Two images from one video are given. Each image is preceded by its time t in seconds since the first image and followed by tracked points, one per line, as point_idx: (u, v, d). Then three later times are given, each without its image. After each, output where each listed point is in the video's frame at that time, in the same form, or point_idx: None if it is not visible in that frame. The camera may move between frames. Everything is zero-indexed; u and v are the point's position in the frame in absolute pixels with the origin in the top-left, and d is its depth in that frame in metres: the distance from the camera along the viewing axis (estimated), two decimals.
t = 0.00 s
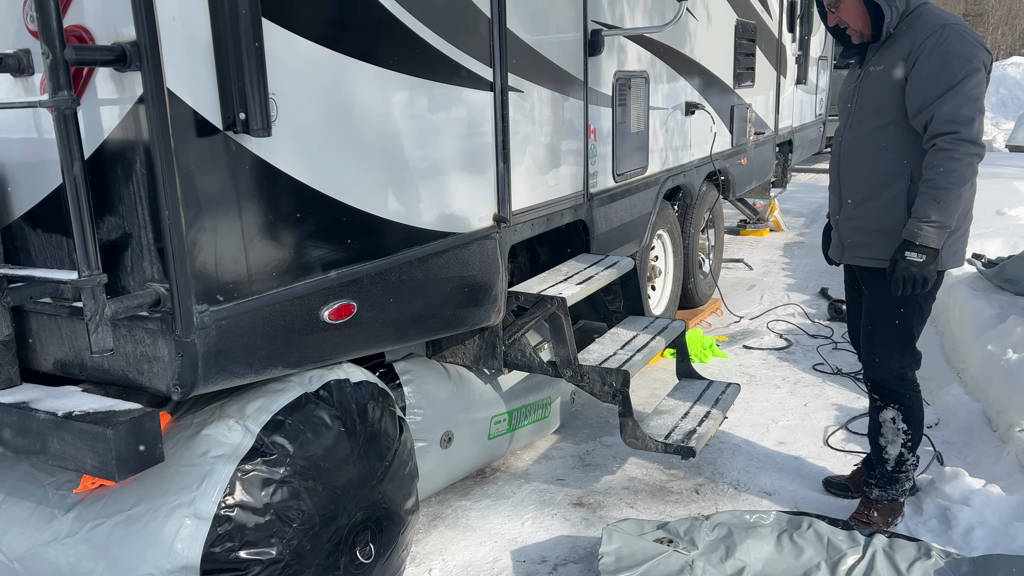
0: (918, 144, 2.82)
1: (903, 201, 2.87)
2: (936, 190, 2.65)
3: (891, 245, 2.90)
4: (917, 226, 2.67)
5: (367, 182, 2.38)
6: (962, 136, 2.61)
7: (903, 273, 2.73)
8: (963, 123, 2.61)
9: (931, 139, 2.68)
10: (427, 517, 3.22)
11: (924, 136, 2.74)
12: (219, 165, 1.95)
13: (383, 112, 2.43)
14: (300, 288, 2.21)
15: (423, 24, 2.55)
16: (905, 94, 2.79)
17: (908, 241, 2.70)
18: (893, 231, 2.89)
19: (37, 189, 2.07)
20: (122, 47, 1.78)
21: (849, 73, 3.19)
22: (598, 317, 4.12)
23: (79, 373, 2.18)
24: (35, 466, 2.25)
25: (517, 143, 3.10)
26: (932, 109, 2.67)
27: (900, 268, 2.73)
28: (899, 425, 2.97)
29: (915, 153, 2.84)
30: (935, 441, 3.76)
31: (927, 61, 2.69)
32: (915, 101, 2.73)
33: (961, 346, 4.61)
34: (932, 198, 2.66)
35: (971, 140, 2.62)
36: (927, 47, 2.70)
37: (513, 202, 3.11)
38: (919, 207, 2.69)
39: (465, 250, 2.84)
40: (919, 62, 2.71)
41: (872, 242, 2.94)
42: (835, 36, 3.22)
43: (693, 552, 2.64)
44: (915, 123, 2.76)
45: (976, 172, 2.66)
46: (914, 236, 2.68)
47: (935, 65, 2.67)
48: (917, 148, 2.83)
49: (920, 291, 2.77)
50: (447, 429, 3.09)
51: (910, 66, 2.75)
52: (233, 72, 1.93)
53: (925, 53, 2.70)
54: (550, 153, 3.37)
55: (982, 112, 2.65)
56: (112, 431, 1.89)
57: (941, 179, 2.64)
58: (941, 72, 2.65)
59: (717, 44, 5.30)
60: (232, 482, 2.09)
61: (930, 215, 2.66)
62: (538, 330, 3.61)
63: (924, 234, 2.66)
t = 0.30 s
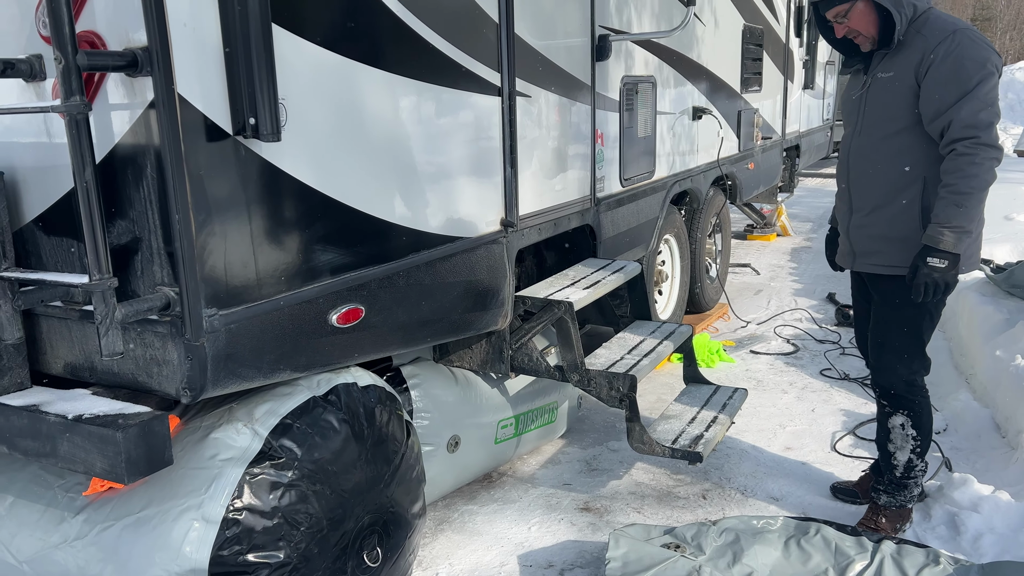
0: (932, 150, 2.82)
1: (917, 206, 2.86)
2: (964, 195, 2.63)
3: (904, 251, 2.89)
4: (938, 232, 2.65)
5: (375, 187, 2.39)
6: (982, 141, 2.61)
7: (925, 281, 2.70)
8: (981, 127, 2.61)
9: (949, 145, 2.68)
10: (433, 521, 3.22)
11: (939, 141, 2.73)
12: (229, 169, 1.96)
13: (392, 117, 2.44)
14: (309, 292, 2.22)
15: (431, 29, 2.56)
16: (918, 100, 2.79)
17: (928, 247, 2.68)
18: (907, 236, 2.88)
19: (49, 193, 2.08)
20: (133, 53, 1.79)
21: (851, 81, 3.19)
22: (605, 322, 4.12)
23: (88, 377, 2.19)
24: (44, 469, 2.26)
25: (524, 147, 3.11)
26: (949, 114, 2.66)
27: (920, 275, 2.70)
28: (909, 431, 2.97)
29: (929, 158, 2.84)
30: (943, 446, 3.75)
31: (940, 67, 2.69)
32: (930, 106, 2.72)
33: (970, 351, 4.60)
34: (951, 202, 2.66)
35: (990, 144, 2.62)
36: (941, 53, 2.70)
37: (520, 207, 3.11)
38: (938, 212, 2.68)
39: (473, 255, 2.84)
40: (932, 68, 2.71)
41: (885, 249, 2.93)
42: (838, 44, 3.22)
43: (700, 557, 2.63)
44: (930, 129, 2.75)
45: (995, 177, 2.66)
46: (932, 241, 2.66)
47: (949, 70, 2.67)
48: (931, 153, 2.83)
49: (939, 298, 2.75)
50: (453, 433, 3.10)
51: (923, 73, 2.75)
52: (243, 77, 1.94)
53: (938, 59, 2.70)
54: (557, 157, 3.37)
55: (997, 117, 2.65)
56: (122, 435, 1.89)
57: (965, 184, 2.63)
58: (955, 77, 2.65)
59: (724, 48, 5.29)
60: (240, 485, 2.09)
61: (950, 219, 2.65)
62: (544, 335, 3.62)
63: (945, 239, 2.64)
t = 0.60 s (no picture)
0: (954, 155, 2.81)
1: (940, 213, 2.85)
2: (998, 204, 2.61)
3: (930, 259, 2.86)
4: (976, 240, 2.62)
5: (381, 191, 2.40)
6: (1013, 147, 2.60)
7: (962, 291, 2.68)
8: (1010, 133, 2.60)
9: (976, 152, 2.67)
10: (439, 525, 3.22)
11: (963, 150, 2.72)
12: (236, 172, 1.97)
13: (399, 121, 2.44)
14: (316, 295, 2.23)
15: (438, 33, 2.57)
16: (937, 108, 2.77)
17: (966, 256, 2.65)
18: (932, 243, 2.86)
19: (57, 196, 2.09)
20: (142, 56, 1.79)
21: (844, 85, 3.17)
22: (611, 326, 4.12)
23: (96, 379, 2.20)
24: (51, 471, 2.27)
25: (531, 151, 3.11)
26: (976, 121, 2.64)
27: (958, 285, 2.68)
28: (912, 437, 2.95)
29: (949, 164, 2.83)
30: (951, 452, 3.74)
31: (961, 74, 2.67)
32: (951, 114, 2.70)
33: (978, 356, 4.58)
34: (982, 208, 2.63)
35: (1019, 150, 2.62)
36: (961, 60, 2.68)
37: (527, 210, 3.12)
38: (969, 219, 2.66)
39: (479, 258, 2.85)
40: (952, 76, 2.69)
41: (907, 258, 2.91)
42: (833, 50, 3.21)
43: (706, 562, 2.62)
44: (952, 137, 2.74)
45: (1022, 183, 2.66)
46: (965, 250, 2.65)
47: (970, 78, 2.65)
48: (951, 159, 2.82)
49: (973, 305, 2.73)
50: (459, 437, 3.10)
51: (941, 80, 2.73)
52: (251, 81, 1.95)
53: (958, 66, 2.68)
54: (563, 161, 3.37)
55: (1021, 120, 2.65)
56: (129, 437, 1.90)
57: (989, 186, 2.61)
58: (977, 84, 2.64)
59: (731, 52, 5.29)
60: (246, 488, 2.10)
61: (980, 225, 2.62)
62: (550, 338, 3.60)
63: (983, 248, 2.61)
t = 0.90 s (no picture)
0: (961, 169, 2.76)
1: (946, 228, 2.79)
2: None
3: (935, 274, 2.81)
4: (1001, 260, 2.58)
5: (386, 195, 2.40)
6: None
7: (992, 312, 2.65)
8: None
9: (991, 167, 2.62)
10: (443, 529, 3.22)
11: (974, 164, 2.67)
12: (242, 175, 1.97)
13: (403, 125, 2.44)
14: (321, 299, 2.23)
15: (444, 38, 2.57)
16: (947, 119, 2.71)
17: (991, 276, 2.62)
18: (938, 259, 2.80)
19: (64, 199, 2.10)
20: (149, 60, 1.80)
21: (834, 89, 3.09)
22: (616, 330, 4.11)
23: (101, 382, 2.20)
24: (57, 473, 2.28)
25: (536, 155, 3.11)
26: (993, 134, 2.59)
27: (988, 306, 2.64)
28: (919, 452, 2.93)
29: (955, 178, 2.77)
30: (957, 457, 3.72)
31: (975, 85, 2.62)
32: (964, 126, 2.65)
33: (984, 361, 4.56)
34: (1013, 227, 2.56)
35: None
36: (975, 70, 2.63)
37: (532, 214, 3.12)
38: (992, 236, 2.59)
39: (484, 262, 2.84)
40: (967, 86, 2.63)
41: (912, 274, 2.84)
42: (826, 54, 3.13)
43: (711, 568, 2.62)
44: (963, 150, 2.68)
45: None
46: (989, 269, 2.61)
47: (985, 90, 2.61)
48: (958, 173, 2.77)
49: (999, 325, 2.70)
50: (464, 441, 3.09)
51: (952, 91, 2.67)
52: (257, 86, 1.95)
53: (973, 77, 2.63)
54: (568, 165, 3.37)
55: None
56: (134, 440, 1.90)
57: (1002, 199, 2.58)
58: (991, 97, 2.60)
59: (736, 56, 5.29)
60: (251, 491, 2.10)
61: (1005, 244, 2.57)
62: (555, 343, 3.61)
63: (1009, 266, 2.58)
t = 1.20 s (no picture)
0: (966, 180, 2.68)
1: (945, 241, 2.72)
2: None
3: (935, 286, 2.74)
4: (994, 270, 2.49)
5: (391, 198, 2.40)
6: None
7: (972, 324, 2.53)
8: None
9: (998, 176, 2.54)
10: (447, 532, 3.22)
11: (980, 173, 2.60)
12: (246, 178, 1.98)
13: (408, 128, 2.45)
14: (326, 301, 2.23)
15: (449, 42, 2.58)
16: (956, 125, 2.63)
17: (979, 287, 2.51)
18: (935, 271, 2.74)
19: (69, 202, 2.11)
20: (154, 64, 1.81)
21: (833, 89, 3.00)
22: (620, 333, 4.11)
23: (106, 384, 2.21)
24: (62, 476, 2.28)
25: (540, 158, 3.11)
26: (1004, 144, 2.52)
27: (971, 315, 2.52)
28: (925, 460, 2.85)
29: (960, 189, 2.69)
30: (963, 461, 3.70)
31: (989, 92, 2.55)
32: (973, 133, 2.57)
33: (990, 365, 4.54)
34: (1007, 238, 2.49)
35: None
36: (990, 75, 2.57)
37: (536, 217, 3.11)
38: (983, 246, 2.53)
39: (487, 265, 2.84)
40: (981, 91, 2.56)
41: (912, 285, 2.77)
42: (829, 48, 3.02)
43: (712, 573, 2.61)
44: (971, 159, 2.60)
45: None
46: (979, 278, 2.51)
47: (999, 96, 2.55)
48: (963, 183, 2.69)
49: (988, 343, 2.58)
50: (467, 444, 3.09)
51: (965, 96, 2.59)
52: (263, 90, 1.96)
53: (987, 83, 2.56)
54: (572, 168, 3.37)
55: None
56: (138, 442, 1.91)
57: (994, 205, 2.54)
58: (1004, 105, 2.54)
59: (741, 59, 5.29)
60: (255, 494, 2.10)
61: (1000, 255, 2.49)
62: (558, 346, 3.61)
63: (1000, 279, 2.49)
